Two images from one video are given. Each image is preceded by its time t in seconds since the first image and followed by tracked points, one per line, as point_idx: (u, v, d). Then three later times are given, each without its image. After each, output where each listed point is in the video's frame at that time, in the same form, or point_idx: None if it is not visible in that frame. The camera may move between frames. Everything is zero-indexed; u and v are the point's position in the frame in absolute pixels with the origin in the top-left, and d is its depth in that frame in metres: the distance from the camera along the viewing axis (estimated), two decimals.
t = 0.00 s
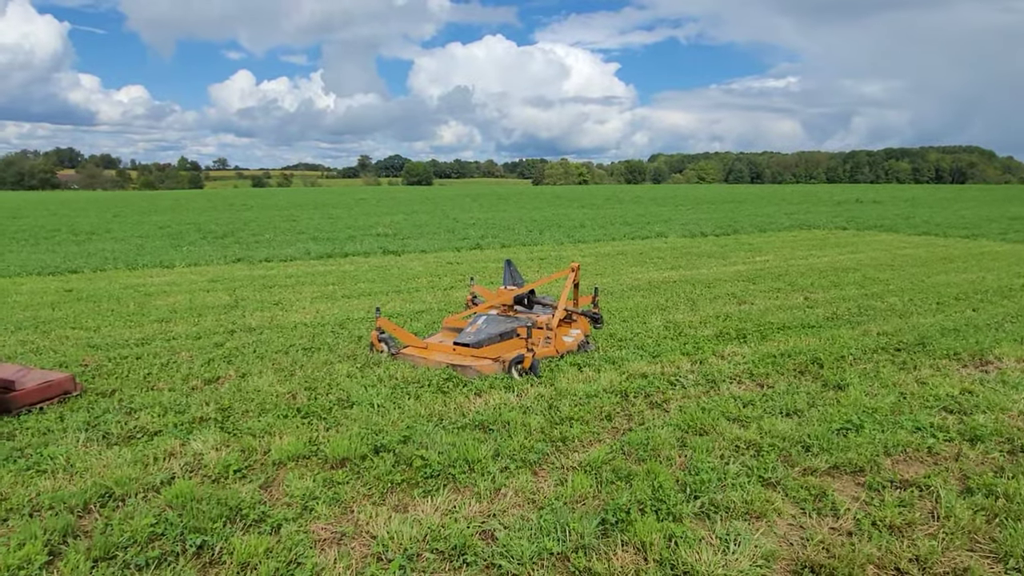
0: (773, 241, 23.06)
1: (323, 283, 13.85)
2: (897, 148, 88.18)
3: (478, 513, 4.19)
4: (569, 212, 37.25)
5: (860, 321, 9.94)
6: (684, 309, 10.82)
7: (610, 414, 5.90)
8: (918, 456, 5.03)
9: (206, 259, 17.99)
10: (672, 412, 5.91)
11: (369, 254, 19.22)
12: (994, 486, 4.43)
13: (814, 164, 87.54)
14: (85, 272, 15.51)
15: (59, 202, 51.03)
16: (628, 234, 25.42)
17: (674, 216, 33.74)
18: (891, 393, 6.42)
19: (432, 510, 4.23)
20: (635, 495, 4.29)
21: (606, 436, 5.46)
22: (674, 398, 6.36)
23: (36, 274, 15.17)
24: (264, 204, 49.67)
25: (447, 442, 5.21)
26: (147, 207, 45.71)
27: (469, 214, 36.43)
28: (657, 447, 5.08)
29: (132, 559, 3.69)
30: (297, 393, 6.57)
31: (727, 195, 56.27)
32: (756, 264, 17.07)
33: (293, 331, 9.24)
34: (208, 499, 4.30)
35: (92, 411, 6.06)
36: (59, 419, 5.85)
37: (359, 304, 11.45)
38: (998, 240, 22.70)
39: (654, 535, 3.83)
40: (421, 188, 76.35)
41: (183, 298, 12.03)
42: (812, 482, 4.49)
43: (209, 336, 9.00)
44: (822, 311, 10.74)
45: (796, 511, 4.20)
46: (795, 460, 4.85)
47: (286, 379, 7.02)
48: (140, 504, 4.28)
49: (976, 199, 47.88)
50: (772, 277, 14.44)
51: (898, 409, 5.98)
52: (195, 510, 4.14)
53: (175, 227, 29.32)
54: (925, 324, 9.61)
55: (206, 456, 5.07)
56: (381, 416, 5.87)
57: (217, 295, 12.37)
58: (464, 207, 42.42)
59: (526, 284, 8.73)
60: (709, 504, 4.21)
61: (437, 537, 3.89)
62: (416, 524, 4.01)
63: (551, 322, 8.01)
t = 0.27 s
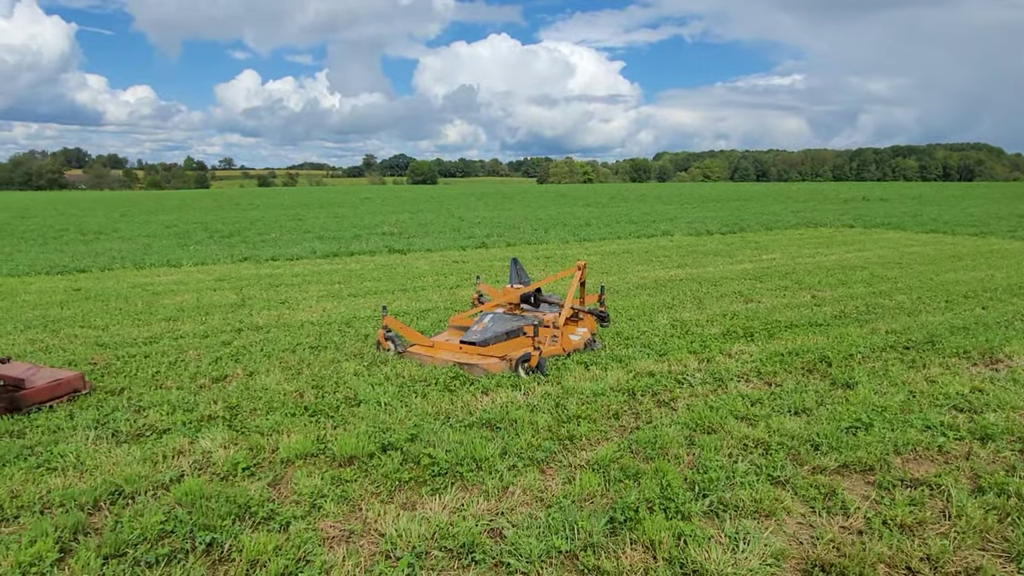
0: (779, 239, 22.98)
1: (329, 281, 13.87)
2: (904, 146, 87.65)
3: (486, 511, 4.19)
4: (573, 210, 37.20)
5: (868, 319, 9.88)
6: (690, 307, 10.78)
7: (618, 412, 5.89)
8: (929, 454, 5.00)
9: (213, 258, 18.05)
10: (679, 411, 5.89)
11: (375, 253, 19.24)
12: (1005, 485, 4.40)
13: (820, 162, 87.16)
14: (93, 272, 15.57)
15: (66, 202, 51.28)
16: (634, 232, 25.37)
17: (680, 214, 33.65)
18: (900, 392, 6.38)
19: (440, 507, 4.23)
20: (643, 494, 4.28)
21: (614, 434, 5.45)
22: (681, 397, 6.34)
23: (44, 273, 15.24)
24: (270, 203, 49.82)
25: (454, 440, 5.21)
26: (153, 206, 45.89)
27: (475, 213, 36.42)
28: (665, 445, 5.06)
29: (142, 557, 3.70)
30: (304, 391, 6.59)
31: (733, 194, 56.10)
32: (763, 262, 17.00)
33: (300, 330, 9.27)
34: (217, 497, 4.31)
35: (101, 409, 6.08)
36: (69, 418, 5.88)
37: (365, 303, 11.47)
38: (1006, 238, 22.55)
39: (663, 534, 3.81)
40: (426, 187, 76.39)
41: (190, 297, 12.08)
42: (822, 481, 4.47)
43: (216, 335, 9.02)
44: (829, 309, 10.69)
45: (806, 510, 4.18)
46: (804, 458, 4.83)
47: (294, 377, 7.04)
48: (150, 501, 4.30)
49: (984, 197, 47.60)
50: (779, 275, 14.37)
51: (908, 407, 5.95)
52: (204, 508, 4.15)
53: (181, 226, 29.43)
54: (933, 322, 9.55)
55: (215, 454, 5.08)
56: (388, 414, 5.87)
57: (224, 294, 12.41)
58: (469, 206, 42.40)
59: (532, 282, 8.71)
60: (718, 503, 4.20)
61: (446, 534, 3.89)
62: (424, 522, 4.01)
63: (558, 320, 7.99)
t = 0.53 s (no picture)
0: (784, 238, 22.91)
1: (333, 280, 13.89)
2: (910, 143, 87.23)
3: (490, 509, 4.19)
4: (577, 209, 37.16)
5: (873, 318, 9.84)
6: (695, 306, 10.76)
7: (622, 411, 5.89)
8: (935, 454, 4.98)
9: (217, 258, 18.10)
10: (684, 410, 5.88)
11: (379, 252, 19.26)
12: (1012, 485, 4.37)
13: (825, 161, 86.86)
14: (98, 271, 15.64)
15: (72, 202, 51.47)
16: (638, 231, 25.33)
17: (685, 212, 33.56)
18: (906, 391, 6.36)
19: (444, 506, 4.23)
20: (648, 493, 4.27)
21: (617, 433, 5.44)
22: (686, 396, 6.33)
23: (50, 273, 15.31)
24: (274, 202, 49.93)
25: (458, 439, 5.21)
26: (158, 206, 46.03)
27: (478, 212, 36.42)
28: (669, 444, 5.06)
29: (148, 555, 3.72)
30: (309, 390, 6.60)
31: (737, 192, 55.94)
32: (767, 260, 16.96)
33: (304, 329, 9.29)
34: (222, 495, 4.33)
35: (107, 408, 6.12)
36: (75, 416, 5.91)
37: (369, 302, 11.48)
38: (1013, 236, 22.43)
39: (667, 533, 3.81)
40: (430, 186, 76.42)
41: (194, 296, 12.11)
42: (827, 480, 4.45)
43: (221, 334, 9.05)
44: (834, 308, 10.65)
45: (811, 509, 4.17)
46: (809, 457, 4.81)
47: (298, 376, 7.06)
48: (156, 499, 4.32)
49: (990, 195, 47.38)
50: (783, 274, 14.32)
51: (913, 406, 5.92)
52: (210, 506, 4.17)
53: (186, 226, 29.53)
54: (939, 321, 9.50)
55: (220, 453, 5.10)
56: (392, 413, 5.89)
57: (229, 293, 12.45)
58: (473, 205, 42.39)
59: (536, 281, 8.70)
60: (723, 501, 4.19)
61: (451, 533, 3.89)
62: (429, 520, 4.02)
63: (562, 319, 7.98)
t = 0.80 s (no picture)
0: (787, 236, 22.87)
1: (336, 279, 13.91)
2: (915, 142, 86.90)
3: (494, 507, 4.20)
4: (580, 207, 37.13)
5: (877, 316, 9.81)
6: (698, 305, 10.74)
7: (625, 409, 5.88)
8: (939, 452, 4.96)
9: (221, 256, 18.14)
10: (687, 408, 5.87)
11: (382, 250, 19.28)
12: (1017, 483, 4.36)
13: (829, 159, 86.62)
14: (103, 270, 15.69)
15: (76, 201, 51.62)
16: (641, 229, 25.30)
17: (688, 211, 33.50)
18: (910, 389, 6.34)
19: (448, 504, 4.24)
20: (651, 491, 4.27)
21: (621, 431, 5.44)
22: (689, 394, 6.32)
23: (54, 272, 15.36)
24: (277, 201, 50.00)
25: (461, 437, 5.21)
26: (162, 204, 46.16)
27: (481, 210, 36.41)
28: (673, 443, 5.05)
29: (153, 552, 3.73)
30: (312, 389, 6.61)
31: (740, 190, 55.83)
32: (771, 259, 16.92)
33: (308, 327, 9.31)
34: (226, 493, 4.34)
35: (111, 405, 6.14)
36: (80, 414, 5.93)
37: (372, 300, 11.50)
38: (1018, 234, 22.33)
39: (671, 531, 3.80)
40: (433, 185, 76.42)
41: (198, 295, 12.14)
42: (831, 479, 4.44)
43: (225, 332, 9.08)
44: (838, 306, 10.61)
45: (815, 507, 4.16)
46: (813, 456, 4.80)
47: (302, 374, 7.07)
48: (161, 497, 4.34)
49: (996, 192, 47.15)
50: (787, 272, 14.28)
51: (918, 405, 5.91)
52: (214, 504, 4.18)
53: (191, 224, 29.63)
54: (944, 319, 9.47)
55: (224, 451, 5.12)
56: (395, 411, 5.89)
57: (233, 292, 12.48)
58: (476, 204, 42.38)
59: (539, 280, 8.69)
60: (727, 500, 4.18)
61: (454, 531, 3.90)
62: (432, 518, 4.02)
63: (565, 317, 7.98)
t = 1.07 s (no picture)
0: (788, 235, 22.84)
1: (337, 277, 13.91)
2: (917, 141, 86.77)
3: (493, 505, 4.19)
4: (581, 206, 37.11)
5: (878, 315, 9.79)
6: (699, 303, 10.72)
7: (624, 408, 5.87)
8: (939, 451, 4.95)
9: (222, 255, 18.14)
10: (687, 407, 5.87)
11: (383, 249, 19.28)
12: (1017, 482, 4.35)
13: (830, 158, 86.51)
14: (104, 268, 15.70)
15: (77, 199, 51.66)
16: (642, 228, 25.27)
17: (689, 209, 33.47)
18: (911, 388, 6.32)
19: (446, 502, 4.24)
20: (650, 489, 4.26)
21: (620, 430, 5.43)
22: (689, 393, 6.31)
23: (55, 270, 15.36)
24: (278, 199, 49.98)
25: (461, 435, 5.21)
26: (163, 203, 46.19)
27: (482, 209, 36.40)
28: (672, 441, 5.05)
29: (152, 549, 3.73)
30: (312, 387, 6.61)
31: (742, 189, 55.78)
32: (772, 258, 16.91)
33: (308, 326, 9.31)
34: (226, 490, 4.34)
35: (111, 403, 6.14)
36: (80, 412, 5.93)
37: (373, 299, 11.49)
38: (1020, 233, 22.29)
39: (670, 529, 3.80)
40: (434, 184, 76.39)
41: (199, 293, 12.14)
42: (830, 478, 4.43)
43: (225, 330, 9.08)
44: (839, 305, 10.60)
45: (814, 506, 4.15)
46: (813, 454, 4.79)
47: (302, 373, 7.07)
48: (160, 494, 4.34)
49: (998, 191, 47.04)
50: (788, 271, 14.27)
51: (918, 403, 5.90)
52: (213, 501, 4.19)
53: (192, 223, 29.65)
54: (945, 318, 9.45)
55: (223, 449, 5.12)
56: (395, 409, 5.89)
57: (233, 290, 12.48)
58: (477, 202, 42.38)
59: (539, 278, 8.68)
60: (726, 498, 4.18)
61: (452, 529, 3.89)
62: (431, 516, 4.02)
63: (565, 315, 7.97)
